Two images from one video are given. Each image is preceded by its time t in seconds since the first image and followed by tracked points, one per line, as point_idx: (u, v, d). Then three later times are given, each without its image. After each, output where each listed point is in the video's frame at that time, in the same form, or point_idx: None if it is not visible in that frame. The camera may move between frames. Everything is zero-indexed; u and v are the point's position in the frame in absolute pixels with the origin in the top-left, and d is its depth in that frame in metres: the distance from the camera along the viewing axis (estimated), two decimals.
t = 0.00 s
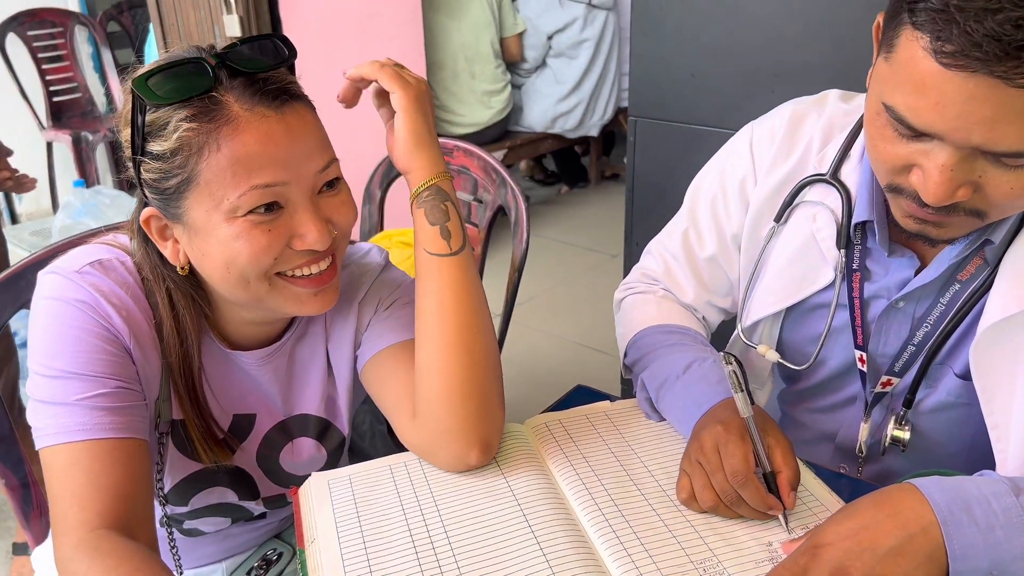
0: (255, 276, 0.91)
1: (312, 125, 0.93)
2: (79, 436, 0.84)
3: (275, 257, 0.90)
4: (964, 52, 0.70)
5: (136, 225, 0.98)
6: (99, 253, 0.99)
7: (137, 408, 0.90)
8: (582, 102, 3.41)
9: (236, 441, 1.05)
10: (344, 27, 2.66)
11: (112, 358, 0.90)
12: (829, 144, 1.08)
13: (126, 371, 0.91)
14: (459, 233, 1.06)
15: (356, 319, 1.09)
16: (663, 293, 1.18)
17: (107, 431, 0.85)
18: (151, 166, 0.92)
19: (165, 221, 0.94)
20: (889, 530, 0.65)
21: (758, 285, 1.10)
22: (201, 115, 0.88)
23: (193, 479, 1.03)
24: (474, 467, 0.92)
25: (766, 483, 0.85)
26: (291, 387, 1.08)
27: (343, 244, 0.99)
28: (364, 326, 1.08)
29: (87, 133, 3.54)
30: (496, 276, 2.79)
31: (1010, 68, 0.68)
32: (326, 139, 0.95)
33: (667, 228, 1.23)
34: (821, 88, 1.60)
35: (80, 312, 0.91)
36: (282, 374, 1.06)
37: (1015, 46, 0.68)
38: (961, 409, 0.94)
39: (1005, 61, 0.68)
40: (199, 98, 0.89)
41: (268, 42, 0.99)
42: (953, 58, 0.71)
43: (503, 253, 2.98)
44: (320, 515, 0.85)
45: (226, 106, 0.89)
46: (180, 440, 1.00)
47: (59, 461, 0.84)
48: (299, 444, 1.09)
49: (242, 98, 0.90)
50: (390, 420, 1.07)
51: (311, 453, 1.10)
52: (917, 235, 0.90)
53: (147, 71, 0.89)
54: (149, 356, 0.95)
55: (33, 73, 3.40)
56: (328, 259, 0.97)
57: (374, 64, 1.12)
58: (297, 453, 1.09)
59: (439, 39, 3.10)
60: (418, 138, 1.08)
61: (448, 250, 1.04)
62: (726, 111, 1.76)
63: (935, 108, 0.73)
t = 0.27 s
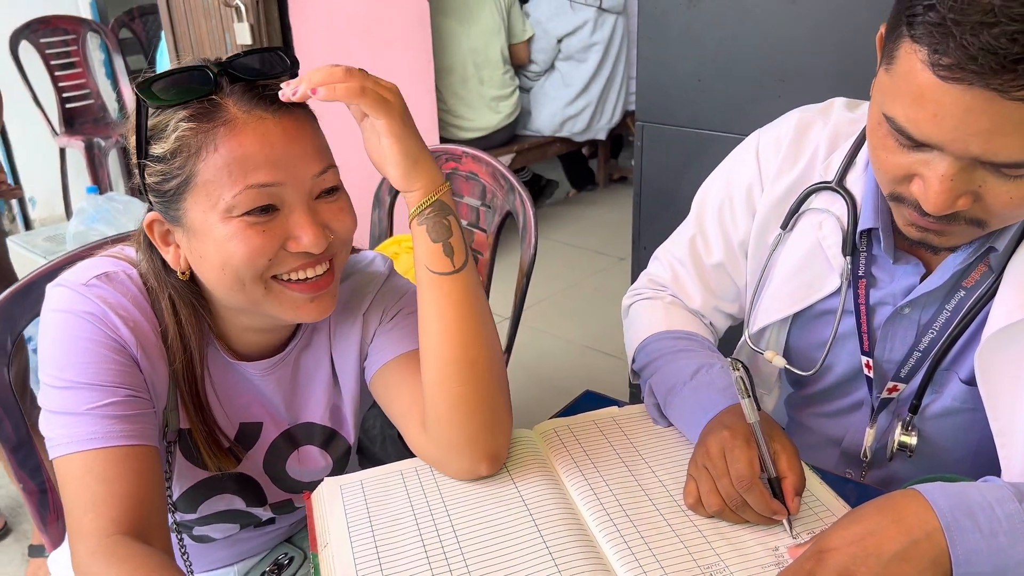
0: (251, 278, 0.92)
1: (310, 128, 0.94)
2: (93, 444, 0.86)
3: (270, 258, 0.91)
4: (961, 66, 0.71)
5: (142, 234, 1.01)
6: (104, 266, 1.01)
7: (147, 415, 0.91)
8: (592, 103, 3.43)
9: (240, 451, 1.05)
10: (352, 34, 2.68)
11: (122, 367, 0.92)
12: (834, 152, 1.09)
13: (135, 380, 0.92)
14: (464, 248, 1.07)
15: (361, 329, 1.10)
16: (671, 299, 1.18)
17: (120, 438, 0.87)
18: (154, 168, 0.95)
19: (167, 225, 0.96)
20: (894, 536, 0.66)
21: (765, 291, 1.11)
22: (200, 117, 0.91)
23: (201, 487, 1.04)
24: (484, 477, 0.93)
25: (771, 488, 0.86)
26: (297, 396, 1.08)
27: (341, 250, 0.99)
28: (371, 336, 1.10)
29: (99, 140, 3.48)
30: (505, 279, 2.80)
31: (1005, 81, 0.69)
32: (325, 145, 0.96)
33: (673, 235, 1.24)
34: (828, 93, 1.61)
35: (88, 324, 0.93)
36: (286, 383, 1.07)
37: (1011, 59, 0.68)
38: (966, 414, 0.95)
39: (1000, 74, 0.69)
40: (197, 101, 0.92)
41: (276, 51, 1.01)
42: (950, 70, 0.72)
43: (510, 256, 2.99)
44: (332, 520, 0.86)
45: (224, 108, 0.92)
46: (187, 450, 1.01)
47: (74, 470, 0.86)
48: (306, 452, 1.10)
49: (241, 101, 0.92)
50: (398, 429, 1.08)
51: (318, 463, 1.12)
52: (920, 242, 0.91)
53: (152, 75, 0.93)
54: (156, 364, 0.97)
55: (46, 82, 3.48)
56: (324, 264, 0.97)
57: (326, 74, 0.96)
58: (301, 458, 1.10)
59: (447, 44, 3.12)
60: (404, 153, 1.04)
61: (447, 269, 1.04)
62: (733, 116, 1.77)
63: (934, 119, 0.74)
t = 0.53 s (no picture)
0: (225, 290, 0.93)
1: (293, 143, 0.93)
2: (107, 452, 0.87)
3: (240, 271, 0.91)
4: (965, 72, 0.71)
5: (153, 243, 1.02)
6: (118, 276, 1.02)
7: (160, 424, 0.92)
8: (598, 108, 3.44)
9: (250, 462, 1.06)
10: (360, 41, 2.69)
11: (136, 376, 0.93)
12: (839, 159, 1.09)
13: (149, 390, 0.94)
14: (449, 261, 1.05)
15: (370, 340, 1.10)
16: (677, 306, 1.18)
17: (134, 446, 0.88)
18: (150, 178, 0.98)
19: (164, 234, 0.98)
20: (901, 543, 0.68)
21: (771, 298, 1.11)
22: (183, 129, 0.93)
23: (213, 494, 1.06)
24: (490, 487, 0.94)
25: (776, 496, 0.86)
26: (308, 404, 1.09)
27: (329, 266, 0.97)
28: (379, 346, 1.10)
29: (109, 148, 3.59)
30: (512, 284, 2.81)
31: (1009, 86, 0.69)
32: (314, 161, 0.95)
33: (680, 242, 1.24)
34: (834, 98, 1.61)
35: (102, 333, 0.94)
36: (297, 393, 1.07)
37: (1014, 65, 0.68)
38: (973, 421, 0.95)
39: (1003, 80, 0.69)
40: (185, 113, 0.94)
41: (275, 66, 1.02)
42: (953, 76, 0.72)
43: (517, 262, 3.00)
44: (342, 527, 0.87)
45: (206, 122, 0.93)
46: (200, 459, 1.03)
47: (88, 478, 0.87)
48: (317, 461, 1.11)
49: (222, 114, 0.93)
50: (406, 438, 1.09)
51: (328, 472, 1.13)
52: (923, 247, 0.91)
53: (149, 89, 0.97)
54: (170, 373, 0.98)
55: (58, 90, 3.51)
56: (306, 280, 0.96)
57: (285, 105, 0.92)
58: (312, 468, 1.11)
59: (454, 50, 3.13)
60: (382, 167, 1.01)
61: (435, 286, 1.03)
62: (739, 121, 1.77)
63: (938, 125, 0.75)
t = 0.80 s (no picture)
0: (239, 296, 0.94)
1: (317, 159, 0.94)
2: (120, 459, 0.88)
3: (254, 280, 0.92)
4: (965, 81, 0.72)
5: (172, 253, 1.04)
6: (133, 284, 1.03)
7: (172, 431, 0.93)
8: (603, 109, 3.46)
9: (259, 470, 1.07)
10: (366, 49, 2.71)
11: (149, 383, 0.94)
12: (845, 165, 1.10)
13: (162, 397, 0.95)
14: (452, 271, 1.05)
15: (379, 348, 1.11)
16: (684, 312, 1.19)
17: (147, 452, 0.89)
18: (175, 182, 1.00)
19: (184, 237, 1.00)
20: (907, 549, 0.69)
21: (777, 304, 1.11)
22: (211, 136, 0.95)
23: (223, 501, 1.07)
24: (498, 493, 0.95)
25: (780, 500, 0.86)
26: (317, 412, 1.10)
27: (340, 281, 0.98)
28: (388, 354, 1.11)
29: (119, 155, 3.49)
30: (518, 290, 2.82)
31: (1009, 95, 0.70)
32: (336, 178, 0.96)
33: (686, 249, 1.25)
34: (839, 104, 1.61)
35: (116, 340, 0.95)
36: (307, 401, 1.08)
37: (1014, 75, 0.69)
38: (979, 426, 0.95)
39: (1003, 89, 0.70)
40: (214, 122, 0.96)
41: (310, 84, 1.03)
42: (954, 86, 0.73)
43: (524, 267, 3.01)
44: (352, 533, 0.88)
45: (233, 130, 0.94)
46: (212, 465, 1.04)
47: (101, 484, 0.88)
48: (325, 468, 1.12)
49: (250, 125, 0.94)
50: (415, 444, 1.10)
51: (336, 479, 1.14)
52: (928, 254, 0.91)
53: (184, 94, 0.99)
54: (182, 380, 0.99)
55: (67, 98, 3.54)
56: (317, 292, 0.97)
57: (292, 108, 0.92)
58: (320, 475, 1.12)
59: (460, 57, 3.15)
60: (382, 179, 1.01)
61: (437, 295, 1.04)
62: (745, 128, 1.78)
63: (941, 134, 0.75)
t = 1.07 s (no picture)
0: (236, 297, 0.94)
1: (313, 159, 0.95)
2: (119, 459, 0.88)
3: (250, 279, 0.93)
4: (953, 78, 0.72)
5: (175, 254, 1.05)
6: (134, 284, 1.04)
7: (171, 431, 0.94)
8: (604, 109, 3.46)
9: (258, 470, 1.08)
10: (368, 51, 2.72)
11: (149, 384, 0.94)
12: (842, 166, 1.10)
13: (161, 397, 0.95)
14: (449, 273, 1.05)
15: (378, 349, 1.12)
16: (682, 313, 1.19)
17: (146, 452, 0.89)
18: (175, 182, 1.00)
19: (184, 236, 1.00)
20: (902, 548, 0.69)
21: (775, 304, 1.11)
22: (209, 136, 0.95)
23: (222, 502, 1.07)
24: (494, 493, 0.95)
25: (775, 501, 0.86)
26: (316, 413, 1.10)
27: (338, 282, 0.98)
28: (386, 355, 1.12)
29: (124, 158, 3.52)
30: (520, 293, 2.82)
31: (997, 92, 0.70)
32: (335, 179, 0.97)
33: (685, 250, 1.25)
34: (840, 105, 1.61)
35: (117, 340, 0.96)
36: (306, 402, 1.09)
37: (1001, 71, 0.69)
38: (976, 426, 0.95)
39: (990, 86, 0.70)
40: (214, 122, 0.96)
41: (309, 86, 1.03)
42: (942, 83, 0.73)
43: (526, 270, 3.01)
44: (349, 533, 0.88)
45: (232, 131, 0.95)
46: (210, 466, 1.04)
47: (101, 483, 0.88)
48: (324, 469, 1.12)
49: (248, 126, 0.95)
50: (413, 445, 1.10)
51: (336, 481, 1.14)
52: (923, 253, 0.91)
53: (186, 95, 0.99)
54: (182, 381, 0.99)
55: (72, 102, 3.56)
56: (313, 293, 0.97)
57: (286, 109, 0.93)
58: (320, 476, 1.12)
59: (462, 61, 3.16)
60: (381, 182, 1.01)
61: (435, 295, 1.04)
62: (745, 129, 1.78)
63: (931, 132, 0.75)
